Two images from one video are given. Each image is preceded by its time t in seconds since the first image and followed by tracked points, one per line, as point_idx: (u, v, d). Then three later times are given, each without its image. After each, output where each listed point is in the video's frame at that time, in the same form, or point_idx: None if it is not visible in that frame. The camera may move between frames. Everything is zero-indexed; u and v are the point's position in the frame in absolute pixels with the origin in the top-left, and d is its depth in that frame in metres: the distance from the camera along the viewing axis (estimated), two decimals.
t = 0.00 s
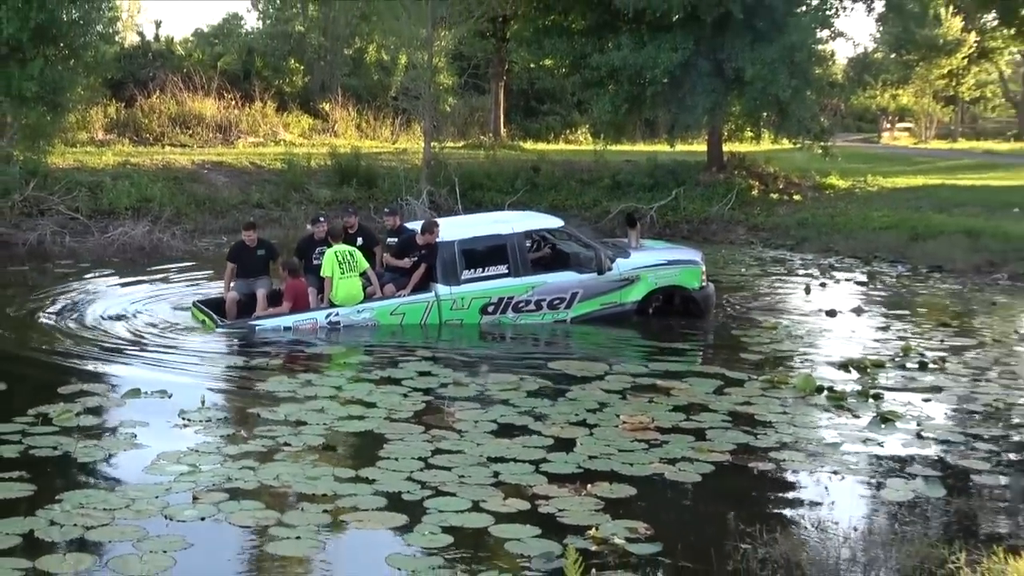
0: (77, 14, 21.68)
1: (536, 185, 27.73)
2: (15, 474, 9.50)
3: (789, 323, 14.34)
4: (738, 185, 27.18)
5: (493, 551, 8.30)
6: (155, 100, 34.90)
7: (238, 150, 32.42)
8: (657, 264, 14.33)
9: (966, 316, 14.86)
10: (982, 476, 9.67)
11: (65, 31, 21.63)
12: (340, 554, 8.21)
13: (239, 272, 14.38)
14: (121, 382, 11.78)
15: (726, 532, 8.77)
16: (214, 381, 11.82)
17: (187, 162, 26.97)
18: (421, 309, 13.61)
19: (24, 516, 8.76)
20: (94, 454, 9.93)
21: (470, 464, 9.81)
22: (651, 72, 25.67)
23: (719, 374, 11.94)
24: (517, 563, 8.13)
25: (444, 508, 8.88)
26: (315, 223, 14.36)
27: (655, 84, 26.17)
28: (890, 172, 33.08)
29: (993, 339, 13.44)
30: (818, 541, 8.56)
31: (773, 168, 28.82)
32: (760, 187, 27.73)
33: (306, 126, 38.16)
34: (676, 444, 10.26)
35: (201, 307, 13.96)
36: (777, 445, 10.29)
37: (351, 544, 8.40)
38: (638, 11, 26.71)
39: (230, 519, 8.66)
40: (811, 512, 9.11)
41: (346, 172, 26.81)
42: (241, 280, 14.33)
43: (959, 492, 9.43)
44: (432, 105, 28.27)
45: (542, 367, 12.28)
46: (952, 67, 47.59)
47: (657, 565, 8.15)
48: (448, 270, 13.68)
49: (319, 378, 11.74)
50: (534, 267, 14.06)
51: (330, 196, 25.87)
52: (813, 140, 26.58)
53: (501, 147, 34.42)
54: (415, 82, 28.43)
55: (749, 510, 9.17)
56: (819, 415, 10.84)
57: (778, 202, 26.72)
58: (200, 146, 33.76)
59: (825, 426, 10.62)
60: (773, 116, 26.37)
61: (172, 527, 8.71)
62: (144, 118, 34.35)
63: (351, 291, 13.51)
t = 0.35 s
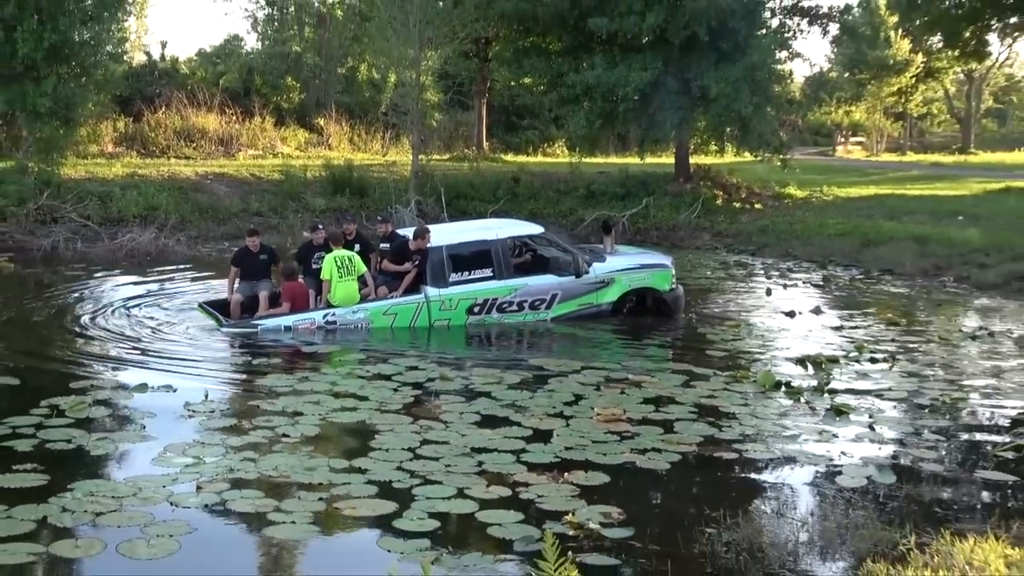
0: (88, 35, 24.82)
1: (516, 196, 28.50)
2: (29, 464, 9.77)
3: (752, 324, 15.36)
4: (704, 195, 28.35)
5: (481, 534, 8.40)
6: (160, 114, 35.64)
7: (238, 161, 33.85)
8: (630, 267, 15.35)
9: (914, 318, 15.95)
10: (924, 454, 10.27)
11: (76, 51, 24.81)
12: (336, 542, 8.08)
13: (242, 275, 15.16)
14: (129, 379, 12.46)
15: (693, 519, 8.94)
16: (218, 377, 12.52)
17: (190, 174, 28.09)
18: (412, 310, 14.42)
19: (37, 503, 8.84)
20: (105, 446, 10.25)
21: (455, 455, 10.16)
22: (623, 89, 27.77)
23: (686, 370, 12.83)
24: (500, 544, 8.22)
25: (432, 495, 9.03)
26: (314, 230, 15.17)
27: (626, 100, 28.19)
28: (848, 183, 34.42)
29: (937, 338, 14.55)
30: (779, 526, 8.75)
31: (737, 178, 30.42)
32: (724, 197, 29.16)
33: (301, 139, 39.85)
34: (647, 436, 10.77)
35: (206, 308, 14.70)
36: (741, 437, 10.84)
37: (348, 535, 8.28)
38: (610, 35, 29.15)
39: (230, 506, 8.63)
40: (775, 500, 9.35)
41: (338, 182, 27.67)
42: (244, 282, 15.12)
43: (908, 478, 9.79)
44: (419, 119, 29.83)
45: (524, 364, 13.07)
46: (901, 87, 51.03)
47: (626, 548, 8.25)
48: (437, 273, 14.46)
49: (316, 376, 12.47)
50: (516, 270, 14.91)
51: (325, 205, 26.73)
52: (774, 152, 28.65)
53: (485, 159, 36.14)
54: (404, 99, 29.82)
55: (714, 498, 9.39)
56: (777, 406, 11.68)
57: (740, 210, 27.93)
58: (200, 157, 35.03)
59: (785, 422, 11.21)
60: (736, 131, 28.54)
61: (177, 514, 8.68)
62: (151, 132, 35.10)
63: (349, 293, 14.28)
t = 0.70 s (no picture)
0: (77, 40, 25.00)
1: (497, 199, 28.71)
2: (16, 464, 9.82)
3: (729, 325, 15.62)
4: (683, 199, 28.62)
5: (464, 531, 8.34)
6: (149, 120, 36.00)
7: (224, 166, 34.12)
8: (611, 270, 15.59)
9: (887, 319, 16.26)
10: (894, 449, 10.45)
11: (66, 56, 24.99)
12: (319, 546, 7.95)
13: (229, 277, 15.29)
14: (117, 381, 12.58)
15: (671, 515, 8.85)
16: (204, 379, 12.66)
17: (178, 178, 28.29)
18: (397, 311, 14.63)
19: (24, 503, 8.79)
20: (92, 446, 10.31)
21: (437, 454, 10.16)
22: (603, 95, 28.04)
23: (664, 369, 13.06)
24: (481, 542, 8.12)
25: (414, 494, 8.92)
26: (299, 233, 15.39)
27: (607, 107, 28.52)
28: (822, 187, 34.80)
29: (909, 339, 14.85)
30: (757, 522, 8.65)
31: (715, 184, 30.74)
32: (701, 201, 29.44)
33: (287, 144, 40.12)
34: (626, 435, 10.81)
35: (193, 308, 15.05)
36: (717, 436, 10.93)
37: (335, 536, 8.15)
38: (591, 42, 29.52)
39: (216, 506, 8.53)
40: (753, 497, 9.28)
41: (323, 186, 27.89)
42: (231, 284, 15.25)
43: (883, 476, 9.79)
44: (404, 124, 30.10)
45: (507, 365, 13.25)
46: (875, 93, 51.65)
47: (606, 546, 8.12)
48: (421, 275, 14.73)
49: (300, 379, 12.60)
50: (499, 273, 15.17)
51: (311, 209, 26.90)
52: (750, 157, 28.99)
53: (468, 164, 36.52)
54: (389, 104, 30.07)
55: (694, 496, 9.28)
56: (754, 405, 11.87)
57: (718, 214, 28.20)
58: (189, 160, 35.25)
59: (760, 421, 11.37)
60: (714, 137, 28.88)
61: (164, 514, 8.60)
62: (139, 136, 35.29)
63: (333, 294, 14.46)
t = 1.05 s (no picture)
0: (60, 43, 24.96)
1: (483, 200, 28.71)
2: None
3: (715, 326, 15.64)
4: (667, 200, 28.65)
5: (452, 533, 8.31)
6: (133, 122, 35.90)
7: (209, 167, 34.07)
8: (596, 271, 15.60)
9: (871, 320, 16.30)
10: (880, 449, 10.47)
11: (49, 58, 24.92)
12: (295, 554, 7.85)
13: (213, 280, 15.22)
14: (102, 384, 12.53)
15: (658, 516, 8.85)
16: (189, 382, 12.62)
17: (163, 180, 28.23)
18: (382, 313, 14.63)
19: (8, 506, 8.75)
20: (77, 449, 10.28)
21: (423, 455, 10.13)
22: (588, 96, 28.06)
23: (651, 371, 13.06)
24: (467, 544, 8.11)
25: (400, 495, 8.89)
26: (284, 235, 15.35)
27: (591, 108, 28.54)
28: (806, 188, 34.83)
29: (894, 339, 14.90)
30: (743, 523, 8.65)
31: (699, 185, 30.79)
32: (686, 202, 29.49)
33: (272, 146, 40.09)
34: (612, 435, 10.81)
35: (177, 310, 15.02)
36: (703, 436, 10.93)
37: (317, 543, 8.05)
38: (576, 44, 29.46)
39: (202, 508, 8.50)
40: (740, 497, 9.27)
41: (308, 188, 27.86)
42: (216, 287, 15.19)
43: (868, 476, 9.81)
44: (390, 126, 30.09)
45: (493, 367, 13.24)
46: (860, 94, 51.59)
47: (593, 547, 8.12)
48: (406, 277, 14.73)
49: (285, 381, 12.57)
50: (484, 274, 15.16)
51: (296, 210, 26.85)
52: (735, 159, 29.06)
53: (453, 166, 36.54)
54: (374, 106, 30.07)
55: (679, 497, 9.28)
56: (740, 406, 11.86)
57: (703, 215, 28.24)
58: (174, 161, 35.20)
59: (747, 422, 11.37)
60: (700, 134, 28.71)
61: (150, 516, 8.56)
62: (123, 138, 35.20)
63: (315, 298, 14.47)
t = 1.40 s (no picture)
0: (51, 43, 24.90)
1: (474, 201, 28.71)
2: None
3: (706, 327, 15.66)
4: (658, 201, 28.67)
5: (443, 534, 8.32)
6: (124, 123, 35.86)
7: (200, 168, 34.07)
8: (587, 273, 15.61)
9: (862, 321, 16.33)
10: (872, 451, 10.48)
11: (40, 58, 24.90)
12: (282, 555, 7.84)
13: (204, 282, 15.24)
14: (92, 386, 12.51)
15: (650, 517, 8.85)
16: (179, 383, 12.60)
17: (154, 181, 28.20)
18: (373, 314, 14.64)
19: None
20: (68, 450, 10.27)
21: (414, 456, 10.12)
22: (580, 98, 28.06)
23: (642, 372, 13.07)
24: (457, 545, 8.11)
25: (390, 496, 8.88)
26: (275, 237, 15.33)
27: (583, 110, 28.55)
28: (797, 189, 34.91)
29: (884, 341, 14.93)
30: (736, 524, 8.66)
31: (691, 186, 30.84)
32: (677, 203, 29.56)
33: (263, 147, 40.10)
34: (603, 436, 10.80)
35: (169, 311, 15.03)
36: (695, 437, 10.94)
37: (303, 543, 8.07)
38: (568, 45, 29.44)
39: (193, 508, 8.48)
40: (730, 499, 9.27)
41: (300, 190, 27.85)
42: (207, 288, 15.19)
43: (860, 478, 9.81)
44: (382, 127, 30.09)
45: (485, 369, 13.23)
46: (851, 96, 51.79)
47: (585, 548, 8.12)
48: (397, 278, 14.73)
49: (276, 383, 12.56)
50: (476, 275, 15.16)
51: (288, 211, 26.83)
52: (727, 160, 29.10)
53: (445, 167, 36.58)
54: (366, 107, 30.07)
55: (670, 498, 9.29)
56: (732, 407, 11.88)
57: (695, 217, 28.27)
58: (166, 163, 35.20)
59: (739, 423, 11.40)
60: (690, 139, 28.93)
61: (142, 516, 8.54)
62: (115, 139, 35.16)
63: (308, 299, 14.44)
